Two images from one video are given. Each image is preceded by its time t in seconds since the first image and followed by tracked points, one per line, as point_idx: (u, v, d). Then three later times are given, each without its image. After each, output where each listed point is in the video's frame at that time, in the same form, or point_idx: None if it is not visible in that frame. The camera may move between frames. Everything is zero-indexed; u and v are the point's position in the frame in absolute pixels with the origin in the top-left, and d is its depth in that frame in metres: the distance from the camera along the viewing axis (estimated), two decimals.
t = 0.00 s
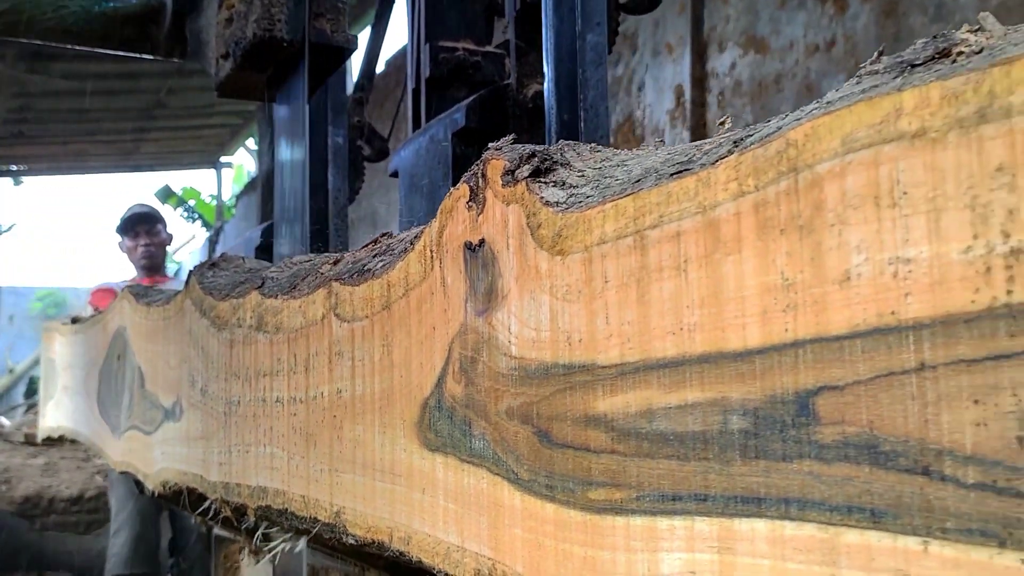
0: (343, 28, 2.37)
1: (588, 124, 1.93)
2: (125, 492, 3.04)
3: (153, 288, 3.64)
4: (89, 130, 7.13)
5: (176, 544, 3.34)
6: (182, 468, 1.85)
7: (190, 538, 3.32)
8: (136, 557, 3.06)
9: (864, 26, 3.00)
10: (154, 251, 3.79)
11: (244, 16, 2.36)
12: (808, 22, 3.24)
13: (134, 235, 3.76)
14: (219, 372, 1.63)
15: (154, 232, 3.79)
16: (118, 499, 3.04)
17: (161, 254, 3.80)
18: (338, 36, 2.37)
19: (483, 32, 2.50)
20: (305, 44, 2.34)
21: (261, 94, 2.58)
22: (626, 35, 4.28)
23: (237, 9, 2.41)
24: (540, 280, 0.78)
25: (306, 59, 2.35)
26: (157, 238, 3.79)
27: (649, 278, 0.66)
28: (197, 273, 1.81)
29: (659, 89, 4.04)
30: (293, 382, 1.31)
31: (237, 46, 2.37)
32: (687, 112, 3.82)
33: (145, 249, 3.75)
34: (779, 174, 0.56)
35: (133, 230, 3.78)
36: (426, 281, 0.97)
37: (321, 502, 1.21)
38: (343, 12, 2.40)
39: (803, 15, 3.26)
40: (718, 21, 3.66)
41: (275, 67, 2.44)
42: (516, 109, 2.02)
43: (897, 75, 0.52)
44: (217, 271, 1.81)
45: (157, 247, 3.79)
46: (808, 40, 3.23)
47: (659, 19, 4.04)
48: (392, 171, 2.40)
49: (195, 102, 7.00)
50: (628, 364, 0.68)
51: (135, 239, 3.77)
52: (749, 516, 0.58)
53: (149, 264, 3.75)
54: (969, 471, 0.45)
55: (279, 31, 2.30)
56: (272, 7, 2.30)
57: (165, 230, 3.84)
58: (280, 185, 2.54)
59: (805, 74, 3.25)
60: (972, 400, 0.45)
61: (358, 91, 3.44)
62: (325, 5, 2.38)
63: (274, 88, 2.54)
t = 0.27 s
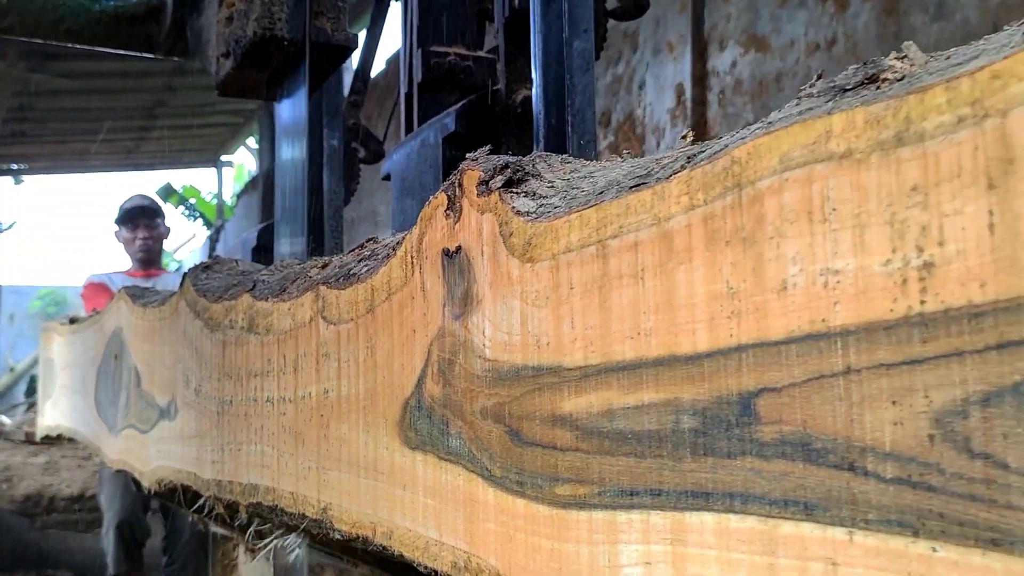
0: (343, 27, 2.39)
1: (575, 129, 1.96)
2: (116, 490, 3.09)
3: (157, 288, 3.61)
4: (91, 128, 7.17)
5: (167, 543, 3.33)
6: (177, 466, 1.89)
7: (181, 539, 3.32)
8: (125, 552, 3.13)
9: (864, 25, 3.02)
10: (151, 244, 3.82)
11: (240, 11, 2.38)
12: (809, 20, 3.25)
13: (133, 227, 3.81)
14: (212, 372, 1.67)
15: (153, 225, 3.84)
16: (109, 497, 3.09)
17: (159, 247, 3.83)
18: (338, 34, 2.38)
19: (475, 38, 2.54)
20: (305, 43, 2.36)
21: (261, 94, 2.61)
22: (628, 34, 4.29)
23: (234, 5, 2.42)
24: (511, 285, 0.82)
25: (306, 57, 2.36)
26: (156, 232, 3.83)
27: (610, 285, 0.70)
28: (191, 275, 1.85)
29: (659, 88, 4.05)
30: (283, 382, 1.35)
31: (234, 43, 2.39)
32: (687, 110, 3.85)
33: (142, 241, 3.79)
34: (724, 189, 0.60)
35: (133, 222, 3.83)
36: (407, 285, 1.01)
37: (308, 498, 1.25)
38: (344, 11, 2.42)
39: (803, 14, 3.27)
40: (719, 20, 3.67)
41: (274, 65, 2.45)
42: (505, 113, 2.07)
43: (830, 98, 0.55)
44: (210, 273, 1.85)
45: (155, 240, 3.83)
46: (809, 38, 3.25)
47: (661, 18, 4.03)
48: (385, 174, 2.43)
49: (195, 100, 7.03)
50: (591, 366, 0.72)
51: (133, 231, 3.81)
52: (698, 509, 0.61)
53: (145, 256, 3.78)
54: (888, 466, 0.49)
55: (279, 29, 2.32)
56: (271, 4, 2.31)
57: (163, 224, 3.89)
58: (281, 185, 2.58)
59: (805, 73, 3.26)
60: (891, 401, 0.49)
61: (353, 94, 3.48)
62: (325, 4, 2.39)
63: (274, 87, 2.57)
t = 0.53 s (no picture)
0: (344, 26, 2.41)
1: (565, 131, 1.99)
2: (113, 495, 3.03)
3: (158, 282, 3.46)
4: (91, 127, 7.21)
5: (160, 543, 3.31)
6: (173, 464, 1.92)
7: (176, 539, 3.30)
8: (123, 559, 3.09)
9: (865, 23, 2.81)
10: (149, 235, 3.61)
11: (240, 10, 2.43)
12: (809, 18, 3.00)
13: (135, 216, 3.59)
14: (207, 372, 1.70)
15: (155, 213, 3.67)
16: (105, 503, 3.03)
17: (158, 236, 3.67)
18: (339, 33, 2.40)
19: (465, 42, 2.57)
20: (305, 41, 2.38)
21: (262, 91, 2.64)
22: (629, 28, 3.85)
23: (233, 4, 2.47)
24: (489, 289, 0.85)
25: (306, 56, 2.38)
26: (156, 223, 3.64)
27: (579, 289, 0.73)
28: (186, 277, 1.88)
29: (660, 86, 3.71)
30: (274, 382, 1.38)
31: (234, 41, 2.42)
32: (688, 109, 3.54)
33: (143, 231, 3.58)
34: (683, 200, 0.63)
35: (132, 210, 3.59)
36: (392, 288, 1.04)
37: (298, 495, 1.28)
38: (344, 9, 2.44)
39: (804, 11, 3.01)
40: (720, 18, 3.36)
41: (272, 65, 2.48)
42: (496, 118, 2.09)
43: (780, 115, 0.58)
44: (205, 275, 1.88)
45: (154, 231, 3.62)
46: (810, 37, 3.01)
47: (661, 14, 3.68)
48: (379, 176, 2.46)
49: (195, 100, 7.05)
50: (561, 367, 0.75)
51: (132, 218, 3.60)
52: (659, 503, 0.65)
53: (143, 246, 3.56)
54: (828, 462, 0.52)
55: (279, 28, 2.33)
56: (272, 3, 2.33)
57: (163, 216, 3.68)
58: (281, 185, 2.62)
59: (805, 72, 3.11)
60: (831, 401, 0.52)
61: (349, 96, 3.51)
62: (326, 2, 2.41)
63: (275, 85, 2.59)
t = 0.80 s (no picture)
0: (344, 24, 2.39)
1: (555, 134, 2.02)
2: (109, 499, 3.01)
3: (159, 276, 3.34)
4: (92, 126, 7.24)
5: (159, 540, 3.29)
6: (170, 462, 1.95)
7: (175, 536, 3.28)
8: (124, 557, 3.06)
9: (866, 22, 2.71)
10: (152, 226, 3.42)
11: (240, 8, 2.34)
12: (810, 18, 2.91)
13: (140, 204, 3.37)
14: (203, 372, 1.73)
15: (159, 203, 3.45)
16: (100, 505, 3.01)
17: (161, 224, 3.47)
18: (340, 32, 2.38)
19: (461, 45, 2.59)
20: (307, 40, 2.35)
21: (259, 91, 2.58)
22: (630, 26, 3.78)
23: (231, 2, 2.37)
24: (469, 293, 0.88)
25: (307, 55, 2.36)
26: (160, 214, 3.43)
27: (552, 294, 0.76)
28: (182, 279, 1.91)
29: (660, 87, 3.62)
30: (267, 382, 1.41)
31: (234, 40, 2.34)
32: (688, 109, 3.45)
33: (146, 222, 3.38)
34: (647, 210, 0.66)
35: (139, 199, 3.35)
36: (378, 291, 1.07)
37: (290, 492, 1.32)
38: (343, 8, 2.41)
39: (805, 10, 2.92)
40: (720, 17, 3.28)
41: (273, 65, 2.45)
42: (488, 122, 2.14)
43: (736, 130, 0.62)
44: (201, 276, 1.91)
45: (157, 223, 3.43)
46: (811, 36, 2.90)
47: (661, 13, 3.60)
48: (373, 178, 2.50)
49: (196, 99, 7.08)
50: (536, 368, 0.78)
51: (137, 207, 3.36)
52: (624, 498, 0.68)
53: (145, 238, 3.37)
54: (776, 459, 0.56)
55: (280, 27, 2.30)
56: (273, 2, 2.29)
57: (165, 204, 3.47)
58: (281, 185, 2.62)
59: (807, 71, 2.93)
60: (779, 401, 0.55)
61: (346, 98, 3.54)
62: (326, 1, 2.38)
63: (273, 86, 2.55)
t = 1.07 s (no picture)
0: (345, 23, 2.39)
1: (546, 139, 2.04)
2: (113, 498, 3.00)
3: (159, 275, 3.24)
4: (93, 125, 7.28)
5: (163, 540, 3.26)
6: (166, 461, 1.98)
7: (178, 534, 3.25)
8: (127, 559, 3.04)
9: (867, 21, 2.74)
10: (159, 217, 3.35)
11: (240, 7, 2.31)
12: (810, 16, 2.95)
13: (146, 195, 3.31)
14: (198, 372, 1.76)
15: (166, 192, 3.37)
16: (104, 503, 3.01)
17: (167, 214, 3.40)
18: (341, 31, 2.39)
19: (458, 49, 2.60)
20: (308, 40, 2.34)
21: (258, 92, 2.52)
22: (630, 25, 3.79)
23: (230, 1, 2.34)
24: (451, 297, 0.91)
25: (308, 55, 2.35)
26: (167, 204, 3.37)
27: (528, 298, 0.79)
28: (178, 280, 1.94)
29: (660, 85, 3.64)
30: (260, 382, 1.44)
31: (234, 39, 2.31)
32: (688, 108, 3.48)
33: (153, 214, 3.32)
34: (615, 219, 0.69)
35: (144, 189, 3.28)
36: (366, 294, 1.10)
37: (281, 490, 1.35)
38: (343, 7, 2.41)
39: (806, 8, 2.96)
40: (721, 15, 3.31)
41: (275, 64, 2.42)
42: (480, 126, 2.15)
43: (697, 145, 0.65)
44: (197, 278, 1.94)
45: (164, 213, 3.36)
46: (811, 34, 2.94)
47: (662, 12, 3.62)
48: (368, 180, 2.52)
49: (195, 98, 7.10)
50: (513, 369, 0.81)
51: (142, 196, 3.29)
52: (594, 495, 0.71)
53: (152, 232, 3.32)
54: (731, 456, 0.59)
55: (282, 26, 2.28)
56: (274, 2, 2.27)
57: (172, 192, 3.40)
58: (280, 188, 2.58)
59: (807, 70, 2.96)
60: (734, 402, 0.58)
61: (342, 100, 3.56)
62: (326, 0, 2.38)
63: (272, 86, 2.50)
